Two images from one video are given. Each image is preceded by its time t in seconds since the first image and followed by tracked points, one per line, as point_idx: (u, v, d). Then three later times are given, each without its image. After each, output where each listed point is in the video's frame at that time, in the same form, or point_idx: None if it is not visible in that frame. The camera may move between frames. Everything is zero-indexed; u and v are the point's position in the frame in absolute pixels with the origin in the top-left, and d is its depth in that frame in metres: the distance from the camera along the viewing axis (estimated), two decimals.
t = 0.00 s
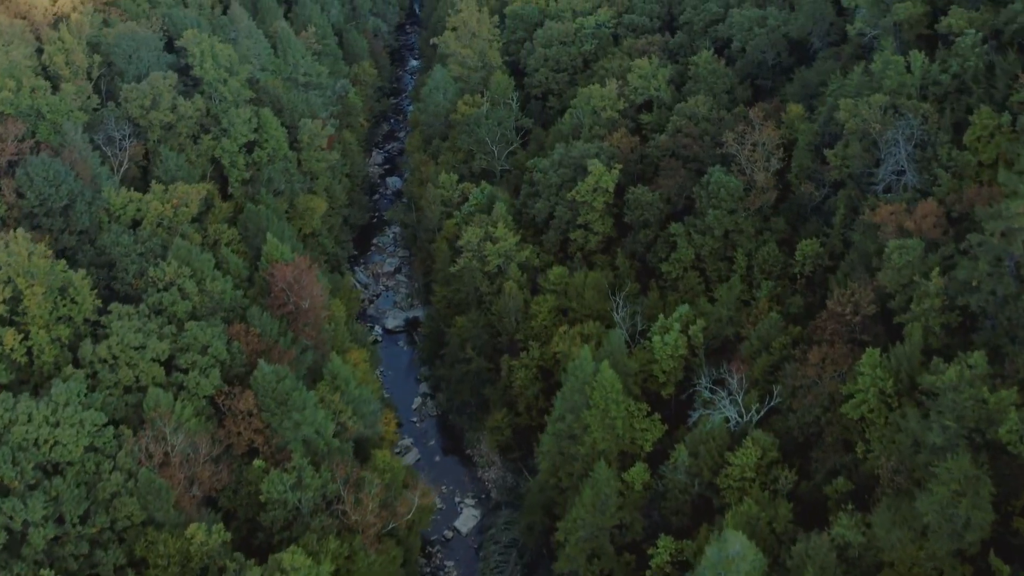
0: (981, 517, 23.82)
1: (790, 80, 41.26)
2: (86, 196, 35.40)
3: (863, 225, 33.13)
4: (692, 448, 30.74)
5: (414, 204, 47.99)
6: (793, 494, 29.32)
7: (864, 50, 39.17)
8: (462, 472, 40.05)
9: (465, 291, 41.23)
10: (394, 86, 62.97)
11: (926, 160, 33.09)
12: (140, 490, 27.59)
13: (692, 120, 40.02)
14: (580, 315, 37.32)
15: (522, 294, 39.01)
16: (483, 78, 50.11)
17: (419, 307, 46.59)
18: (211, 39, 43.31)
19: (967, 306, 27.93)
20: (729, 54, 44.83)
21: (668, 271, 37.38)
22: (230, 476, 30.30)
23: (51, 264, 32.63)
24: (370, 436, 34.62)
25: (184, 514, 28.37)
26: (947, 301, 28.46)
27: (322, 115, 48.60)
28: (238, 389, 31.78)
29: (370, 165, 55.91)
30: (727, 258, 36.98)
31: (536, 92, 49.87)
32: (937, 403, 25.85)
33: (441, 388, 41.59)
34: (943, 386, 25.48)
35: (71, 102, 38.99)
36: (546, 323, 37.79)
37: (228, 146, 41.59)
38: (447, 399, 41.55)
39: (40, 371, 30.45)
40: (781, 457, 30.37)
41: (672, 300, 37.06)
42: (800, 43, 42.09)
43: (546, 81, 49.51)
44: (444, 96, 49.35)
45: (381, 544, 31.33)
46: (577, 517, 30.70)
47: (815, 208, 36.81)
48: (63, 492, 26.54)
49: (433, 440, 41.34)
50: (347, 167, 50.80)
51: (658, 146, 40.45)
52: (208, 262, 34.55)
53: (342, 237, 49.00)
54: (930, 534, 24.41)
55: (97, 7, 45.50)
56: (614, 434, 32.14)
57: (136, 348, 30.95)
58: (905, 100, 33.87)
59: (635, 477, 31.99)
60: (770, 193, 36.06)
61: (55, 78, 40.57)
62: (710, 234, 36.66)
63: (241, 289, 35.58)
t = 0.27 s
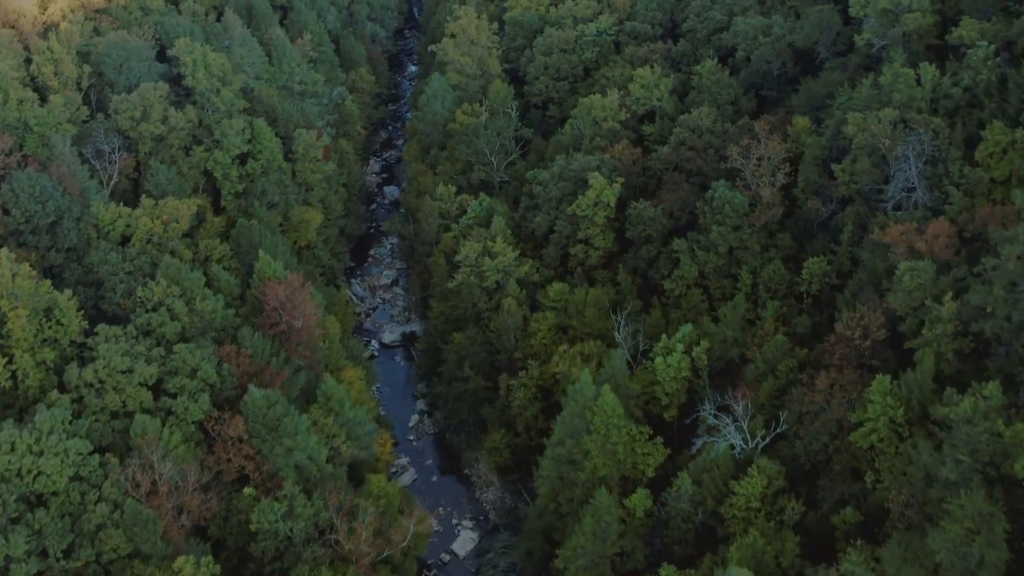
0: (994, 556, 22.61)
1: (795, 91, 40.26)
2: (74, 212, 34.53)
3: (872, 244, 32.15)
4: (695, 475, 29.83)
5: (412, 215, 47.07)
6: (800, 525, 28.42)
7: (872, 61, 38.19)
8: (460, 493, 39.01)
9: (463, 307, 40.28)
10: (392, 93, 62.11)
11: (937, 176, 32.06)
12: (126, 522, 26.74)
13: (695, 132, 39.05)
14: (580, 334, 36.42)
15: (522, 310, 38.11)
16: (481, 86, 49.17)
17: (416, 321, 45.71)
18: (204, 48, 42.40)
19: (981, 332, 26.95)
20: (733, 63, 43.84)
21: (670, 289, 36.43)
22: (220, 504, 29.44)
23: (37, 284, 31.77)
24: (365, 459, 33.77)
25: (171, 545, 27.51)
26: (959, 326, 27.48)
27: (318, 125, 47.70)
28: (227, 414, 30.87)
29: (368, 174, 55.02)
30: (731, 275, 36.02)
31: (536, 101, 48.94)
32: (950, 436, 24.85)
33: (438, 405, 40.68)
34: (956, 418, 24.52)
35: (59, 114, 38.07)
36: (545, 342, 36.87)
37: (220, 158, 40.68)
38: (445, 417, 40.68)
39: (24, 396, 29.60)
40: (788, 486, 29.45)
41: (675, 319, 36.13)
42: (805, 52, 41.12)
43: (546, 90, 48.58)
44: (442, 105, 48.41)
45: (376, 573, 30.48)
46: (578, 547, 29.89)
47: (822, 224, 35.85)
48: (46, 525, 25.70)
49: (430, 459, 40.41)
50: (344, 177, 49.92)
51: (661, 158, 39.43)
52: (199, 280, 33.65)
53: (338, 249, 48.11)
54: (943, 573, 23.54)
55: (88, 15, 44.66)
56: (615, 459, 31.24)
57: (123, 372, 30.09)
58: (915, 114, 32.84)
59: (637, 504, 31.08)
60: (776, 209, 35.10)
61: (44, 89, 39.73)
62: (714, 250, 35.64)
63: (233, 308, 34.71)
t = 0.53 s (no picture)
0: None
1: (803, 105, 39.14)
2: (58, 232, 33.50)
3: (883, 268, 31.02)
4: (699, 510, 28.72)
5: (409, 229, 45.99)
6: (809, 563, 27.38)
7: (882, 75, 37.07)
8: (458, 519, 37.88)
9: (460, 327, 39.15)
10: (390, 101, 61.11)
11: (951, 198, 30.90)
12: (107, 562, 25.69)
13: (700, 147, 37.92)
14: (581, 358, 35.38)
15: (521, 331, 37.06)
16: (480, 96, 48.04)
17: (413, 338, 44.65)
18: (195, 60, 41.29)
19: (999, 365, 25.82)
20: (738, 74, 42.71)
21: (674, 310, 35.34)
22: (206, 541, 28.39)
23: (18, 310, 30.74)
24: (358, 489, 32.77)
25: None
26: (975, 358, 26.39)
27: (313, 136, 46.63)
28: (215, 445, 29.81)
29: (365, 185, 53.98)
30: (737, 297, 34.89)
31: (536, 112, 47.86)
32: (967, 478, 23.71)
33: (435, 427, 39.63)
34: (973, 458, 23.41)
35: (44, 129, 37.00)
36: (545, 365, 35.81)
37: (211, 173, 39.59)
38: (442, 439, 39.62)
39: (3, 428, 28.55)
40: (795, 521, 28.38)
41: (679, 342, 35.05)
42: (813, 65, 40.00)
43: (546, 100, 47.50)
44: (440, 116, 47.30)
45: None
46: None
47: (831, 244, 34.74)
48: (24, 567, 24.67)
49: (427, 483, 39.29)
50: (340, 189, 48.88)
51: (664, 174, 38.28)
52: (187, 303, 32.59)
53: (334, 263, 47.07)
54: None
55: (76, 25, 43.60)
56: (616, 491, 30.16)
57: (107, 402, 29.09)
58: (928, 132, 31.69)
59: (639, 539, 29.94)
60: (783, 229, 33.96)
61: (30, 102, 38.70)
62: (720, 271, 34.40)
63: (222, 332, 33.65)
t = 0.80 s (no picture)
0: None
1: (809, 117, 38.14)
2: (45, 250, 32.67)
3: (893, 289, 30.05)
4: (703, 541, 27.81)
5: (406, 242, 45.05)
6: None
7: (891, 87, 36.11)
8: (455, 541, 36.82)
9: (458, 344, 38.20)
10: (389, 107, 60.25)
11: (963, 217, 29.92)
12: None
13: (704, 161, 36.97)
14: (581, 379, 34.58)
15: (519, 350, 36.15)
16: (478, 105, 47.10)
17: (410, 354, 43.72)
18: (186, 70, 40.32)
19: (1014, 396, 24.88)
20: (743, 84, 41.74)
21: (677, 329, 34.39)
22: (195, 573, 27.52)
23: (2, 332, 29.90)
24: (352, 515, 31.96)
25: None
26: (990, 388, 25.45)
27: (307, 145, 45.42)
28: (204, 473, 28.92)
29: (362, 194, 53.09)
30: (742, 316, 33.92)
31: (536, 121, 46.92)
32: (981, 516, 22.79)
33: (431, 447, 38.70)
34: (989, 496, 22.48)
35: (32, 142, 36.07)
36: (544, 385, 34.89)
37: (203, 186, 38.70)
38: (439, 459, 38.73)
39: None
40: (803, 553, 27.45)
41: (682, 362, 34.11)
42: (819, 75, 39.04)
43: (546, 109, 46.56)
44: (438, 125, 46.32)
45: None
46: None
47: (838, 262, 33.77)
48: None
49: (423, 504, 38.27)
50: (336, 200, 47.98)
51: (667, 188, 37.31)
52: (176, 324, 31.67)
53: (329, 275, 46.17)
54: None
55: (66, 34, 42.68)
56: (618, 519, 29.26)
57: (92, 428, 28.22)
58: (940, 148, 30.69)
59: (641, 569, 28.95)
60: (790, 247, 32.97)
61: (18, 114, 37.83)
62: (724, 290, 33.43)
63: (212, 352, 32.78)
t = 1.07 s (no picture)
0: None
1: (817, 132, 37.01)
2: (28, 273, 31.69)
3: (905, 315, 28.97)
4: None
5: (402, 257, 43.98)
6: None
7: (902, 103, 34.98)
8: (451, 570, 35.62)
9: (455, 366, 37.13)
10: (387, 115, 59.27)
11: (978, 241, 28.75)
12: None
13: (708, 178, 35.85)
14: (581, 405, 33.55)
15: (518, 373, 35.10)
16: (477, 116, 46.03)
17: (406, 372, 42.67)
18: (176, 82, 39.21)
19: None
20: (748, 97, 40.63)
21: (680, 353, 33.29)
22: None
23: None
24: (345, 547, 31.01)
25: None
26: (1008, 425, 24.36)
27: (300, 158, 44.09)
28: (191, 507, 27.91)
29: (359, 205, 52.05)
30: (748, 340, 32.80)
31: (536, 132, 45.84)
32: (1000, 564, 21.72)
33: (428, 470, 37.63)
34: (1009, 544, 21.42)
35: (16, 159, 34.92)
36: (543, 410, 33.84)
37: (193, 203, 37.76)
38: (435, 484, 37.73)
39: None
40: None
41: (685, 387, 33.03)
42: (828, 88, 37.92)
43: (547, 120, 45.47)
44: (435, 137, 45.19)
45: None
46: None
47: (848, 285, 32.66)
48: None
49: (419, 530, 37.15)
50: (331, 213, 46.96)
51: (670, 206, 36.20)
52: (162, 350, 30.64)
53: (324, 291, 45.16)
54: None
55: (53, 44, 41.59)
56: (620, 555, 28.21)
57: (74, 462, 27.19)
58: (954, 169, 29.54)
59: None
60: (798, 269, 31.80)
61: (3, 129, 36.81)
62: (730, 313, 32.32)
63: (201, 378, 31.78)
